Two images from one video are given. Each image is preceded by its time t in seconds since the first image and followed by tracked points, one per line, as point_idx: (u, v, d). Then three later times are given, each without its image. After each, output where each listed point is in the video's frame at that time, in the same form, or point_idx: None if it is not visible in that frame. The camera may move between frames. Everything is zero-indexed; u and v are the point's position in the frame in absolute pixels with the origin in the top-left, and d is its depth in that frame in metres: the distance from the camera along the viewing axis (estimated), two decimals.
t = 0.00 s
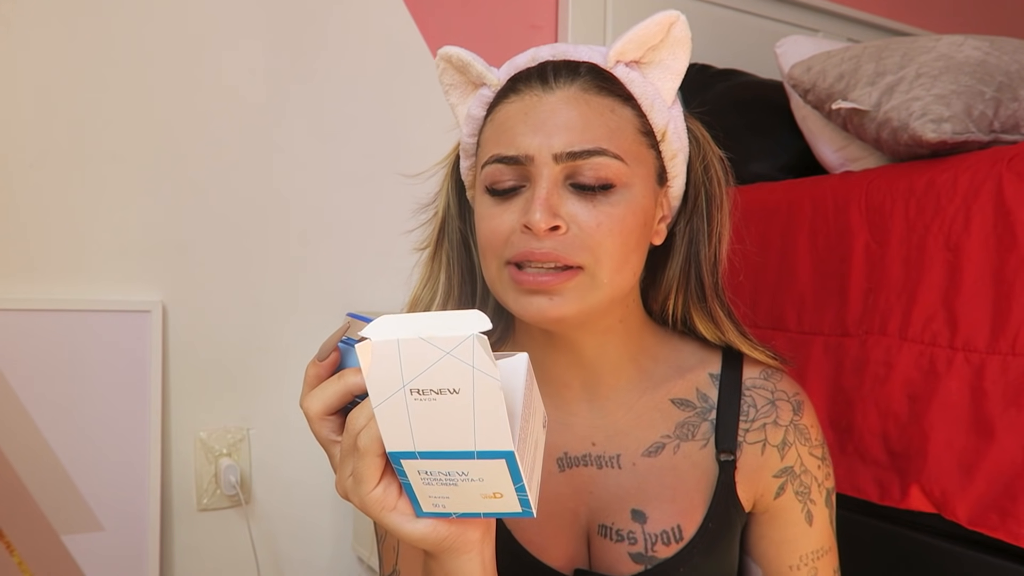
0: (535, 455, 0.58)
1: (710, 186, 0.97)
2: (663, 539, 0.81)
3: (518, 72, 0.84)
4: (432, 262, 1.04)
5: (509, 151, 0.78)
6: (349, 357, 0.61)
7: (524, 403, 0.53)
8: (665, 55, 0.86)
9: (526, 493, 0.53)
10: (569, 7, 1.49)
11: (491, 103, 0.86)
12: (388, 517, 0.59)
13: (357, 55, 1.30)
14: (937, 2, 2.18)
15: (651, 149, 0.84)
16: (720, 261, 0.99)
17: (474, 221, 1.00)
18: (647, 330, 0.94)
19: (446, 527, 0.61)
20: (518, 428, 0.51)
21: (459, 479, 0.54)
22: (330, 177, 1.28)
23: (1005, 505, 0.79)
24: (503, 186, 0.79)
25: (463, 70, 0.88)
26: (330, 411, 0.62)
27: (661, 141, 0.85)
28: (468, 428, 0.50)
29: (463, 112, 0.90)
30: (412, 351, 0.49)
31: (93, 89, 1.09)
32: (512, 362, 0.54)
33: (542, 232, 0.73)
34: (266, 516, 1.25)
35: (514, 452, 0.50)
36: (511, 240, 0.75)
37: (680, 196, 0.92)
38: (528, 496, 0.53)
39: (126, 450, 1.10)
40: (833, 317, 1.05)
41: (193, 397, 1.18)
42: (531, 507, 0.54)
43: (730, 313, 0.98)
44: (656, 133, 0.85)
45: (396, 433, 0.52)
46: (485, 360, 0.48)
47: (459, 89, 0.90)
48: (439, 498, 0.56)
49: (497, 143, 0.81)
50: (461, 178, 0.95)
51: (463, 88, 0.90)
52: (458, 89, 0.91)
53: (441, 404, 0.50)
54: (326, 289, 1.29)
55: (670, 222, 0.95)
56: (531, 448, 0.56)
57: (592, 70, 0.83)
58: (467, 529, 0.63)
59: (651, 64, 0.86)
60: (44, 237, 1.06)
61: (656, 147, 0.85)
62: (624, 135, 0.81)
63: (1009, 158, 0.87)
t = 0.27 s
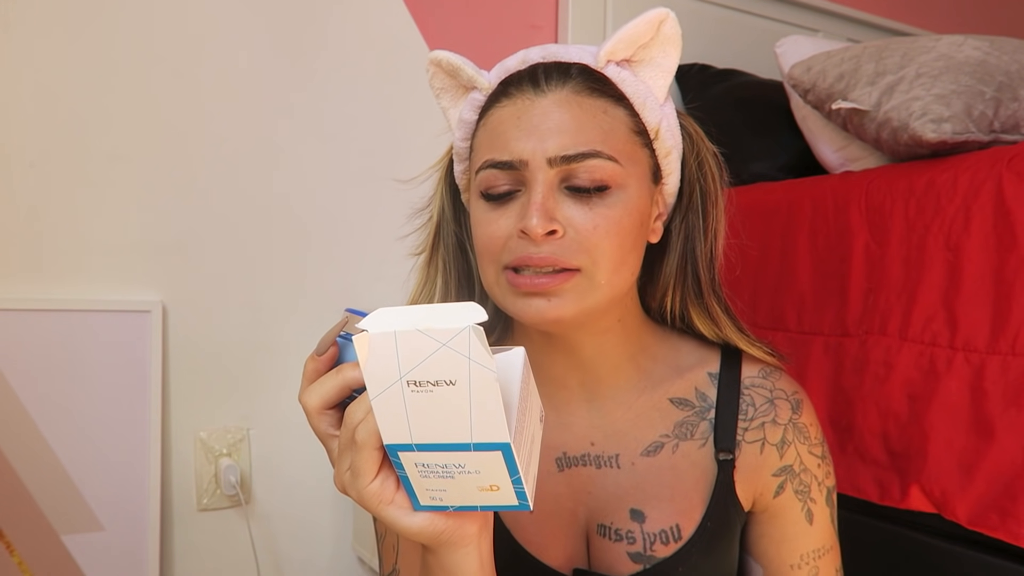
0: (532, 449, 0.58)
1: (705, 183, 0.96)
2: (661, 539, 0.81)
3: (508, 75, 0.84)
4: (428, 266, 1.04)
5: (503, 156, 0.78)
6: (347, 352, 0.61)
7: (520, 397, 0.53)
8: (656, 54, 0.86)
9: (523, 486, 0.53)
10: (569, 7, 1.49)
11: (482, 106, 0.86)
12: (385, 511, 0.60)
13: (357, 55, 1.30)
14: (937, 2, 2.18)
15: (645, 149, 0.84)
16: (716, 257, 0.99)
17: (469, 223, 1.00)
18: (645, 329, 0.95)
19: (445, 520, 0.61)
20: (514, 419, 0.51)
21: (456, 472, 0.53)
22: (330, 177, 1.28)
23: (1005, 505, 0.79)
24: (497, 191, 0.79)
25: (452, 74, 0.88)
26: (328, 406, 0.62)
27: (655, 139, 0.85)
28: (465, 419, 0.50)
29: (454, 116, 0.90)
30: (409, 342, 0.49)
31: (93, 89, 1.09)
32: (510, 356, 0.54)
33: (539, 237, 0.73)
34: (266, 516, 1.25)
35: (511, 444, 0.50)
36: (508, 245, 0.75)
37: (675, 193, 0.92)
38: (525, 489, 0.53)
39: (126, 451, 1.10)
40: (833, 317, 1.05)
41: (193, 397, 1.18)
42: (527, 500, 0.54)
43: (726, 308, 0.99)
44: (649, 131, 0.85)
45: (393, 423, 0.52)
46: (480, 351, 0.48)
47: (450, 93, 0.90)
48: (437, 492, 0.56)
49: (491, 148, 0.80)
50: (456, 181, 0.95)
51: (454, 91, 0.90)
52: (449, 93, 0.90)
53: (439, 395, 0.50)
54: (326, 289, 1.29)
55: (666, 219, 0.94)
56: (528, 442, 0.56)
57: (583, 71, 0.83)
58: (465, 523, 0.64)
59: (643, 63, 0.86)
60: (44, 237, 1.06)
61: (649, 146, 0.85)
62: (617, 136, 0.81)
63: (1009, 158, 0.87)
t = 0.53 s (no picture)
0: (532, 442, 0.58)
1: (701, 178, 0.96)
2: (661, 537, 0.81)
3: (503, 77, 0.84)
4: (426, 270, 1.04)
5: (501, 158, 0.78)
6: (349, 346, 0.61)
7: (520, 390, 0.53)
8: (649, 51, 0.86)
9: (522, 478, 0.53)
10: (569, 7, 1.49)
11: (478, 109, 0.86)
12: (385, 503, 0.59)
13: (357, 55, 1.30)
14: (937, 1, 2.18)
15: (641, 146, 0.84)
16: (714, 254, 0.99)
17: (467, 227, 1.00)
18: (645, 329, 0.95)
19: (444, 513, 0.61)
20: (513, 411, 0.51)
21: (456, 463, 0.54)
22: (330, 177, 1.28)
23: (1005, 505, 0.79)
24: (496, 192, 0.79)
25: (447, 78, 0.88)
26: (330, 400, 0.62)
27: (650, 136, 0.85)
28: (465, 411, 0.50)
29: (450, 120, 0.91)
30: (408, 334, 0.49)
31: (93, 89, 1.09)
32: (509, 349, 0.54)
33: (540, 237, 0.73)
34: (266, 515, 1.25)
35: (510, 435, 0.50)
36: (509, 247, 0.76)
37: (672, 190, 0.92)
38: (524, 480, 0.53)
39: (126, 451, 1.10)
40: (833, 316, 1.05)
41: (193, 398, 1.18)
42: (527, 493, 0.54)
43: (725, 305, 0.99)
44: (645, 129, 0.85)
45: (393, 415, 0.52)
46: (479, 342, 0.48)
47: (446, 97, 0.90)
48: (437, 484, 0.56)
49: (489, 149, 0.80)
50: (454, 185, 0.95)
51: (450, 95, 0.90)
52: (444, 97, 0.90)
53: (439, 386, 0.50)
54: (326, 288, 1.29)
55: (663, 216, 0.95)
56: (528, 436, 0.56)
57: (578, 71, 0.83)
58: (465, 515, 0.64)
59: (637, 61, 0.86)
60: (44, 237, 1.06)
61: (645, 143, 0.85)
62: (613, 134, 0.81)
63: (1009, 158, 0.87)
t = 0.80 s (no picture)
0: (536, 434, 0.58)
1: (698, 175, 0.97)
2: (663, 534, 0.81)
3: (500, 80, 0.84)
4: (424, 275, 1.04)
5: (504, 159, 0.78)
6: (356, 341, 0.62)
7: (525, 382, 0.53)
8: (644, 51, 0.85)
9: (527, 469, 0.53)
10: (569, 7, 1.49)
11: (475, 113, 0.86)
12: (391, 496, 0.60)
13: (357, 56, 1.30)
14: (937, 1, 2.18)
15: (641, 145, 0.85)
16: (711, 249, 0.99)
17: (466, 231, 1.01)
18: (646, 328, 0.95)
19: (450, 506, 0.62)
20: (519, 402, 0.51)
21: (462, 455, 0.53)
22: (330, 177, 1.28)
23: (1005, 505, 0.79)
24: (499, 194, 0.79)
25: (443, 82, 0.88)
26: (336, 394, 0.63)
27: (648, 135, 0.85)
28: (470, 402, 0.50)
29: (446, 124, 0.90)
30: (416, 326, 0.49)
31: (94, 90, 1.09)
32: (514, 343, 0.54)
33: (546, 237, 0.73)
34: (266, 515, 1.25)
35: (516, 426, 0.50)
36: (515, 247, 0.75)
37: (669, 187, 0.92)
38: (529, 472, 0.53)
39: (126, 451, 1.10)
40: (833, 317, 1.05)
41: (193, 397, 1.18)
42: (532, 485, 0.53)
43: (720, 298, 1.00)
44: (642, 127, 0.85)
45: (400, 406, 0.52)
46: (487, 334, 0.48)
47: (441, 102, 0.90)
48: (443, 476, 0.56)
49: (490, 151, 0.80)
50: (451, 189, 0.95)
51: (445, 99, 0.90)
52: (439, 102, 0.90)
53: (445, 377, 0.50)
54: (326, 288, 1.29)
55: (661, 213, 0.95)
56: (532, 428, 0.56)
57: (576, 72, 0.83)
58: (470, 509, 0.64)
59: (632, 61, 0.86)
60: (44, 237, 1.06)
61: (644, 142, 0.85)
62: (614, 134, 0.81)
63: (1009, 158, 0.87)
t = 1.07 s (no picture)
0: (542, 426, 0.58)
1: (696, 173, 0.97)
2: (665, 531, 0.81)
3: (502, 83, 0.84)
4: (425, 278, 1.04)
5: (508, 160, 0.78)
6: (363, 335, 0.63)
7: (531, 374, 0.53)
8: (641, 52, 0.86)
9: (533, 462, 0.53)
10: (569, 7, 1.48)
11: (476, 116, 0.86)
12: (398, 489, 0.60)
13: (357, 55, 1.30)
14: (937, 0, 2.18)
15: (642, 145, 0.85)
16: (709, 246, 0.99)
17: (468, 234, 1.00)
18: (648, 326, 0.95)
19: (456, 499, 0.62)
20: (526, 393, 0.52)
21: (468, 448, 0.54)
22: (330, 177, 1.28)
23: (1005, 505, 0.79)
24: (504, 195, 0.79)
25: (443, 86, 0.88)
26: (344, 388, 0.63)
27: (648, 135, 0.85)
28: (478, 394, 0.50)
29: (447, 128, 0.91)
30: (425, 319, 0.48)
31: (93, 89, 1.09)
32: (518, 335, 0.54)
33: (553, 237, 0.73)
34: (266, 515, 1.25)
35: (522, 418, 0.50)
36: (521, 248, 0.75)
37: (669, 186, 0.92)
38: (535, 464, 0.53)
39: (126, 451, 1.09)
40: (833, 316, 1.05)
41: (193, 397, 1.17)
42: (538, 476, 0.54)
43: (719, 295, 1.00)
44: (642, 127, 0.85)
45: (407, 396, 0.52)
46: (494, 325, 0.48)
47: (441, 106, 0.90)
48: (450, 468, 0.56)
49: (494, 153, 0.80)
50: (453, 192, 0.95)
51: (445, 103, 0.90)
52: (439, 106, 0.90)
53: (453, 369, 0.50)
54: (326, 287, 1.29)
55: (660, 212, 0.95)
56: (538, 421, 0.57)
57: (577, 73, 0.83)
58: (476, 501, 0.64)
59: (630, 61, 0.86)
60: (44, 237, 1.06)
61: (644, 142, 0.85)
62: (616, 133, 0.81)
63: (1009, 158, 0.87)
